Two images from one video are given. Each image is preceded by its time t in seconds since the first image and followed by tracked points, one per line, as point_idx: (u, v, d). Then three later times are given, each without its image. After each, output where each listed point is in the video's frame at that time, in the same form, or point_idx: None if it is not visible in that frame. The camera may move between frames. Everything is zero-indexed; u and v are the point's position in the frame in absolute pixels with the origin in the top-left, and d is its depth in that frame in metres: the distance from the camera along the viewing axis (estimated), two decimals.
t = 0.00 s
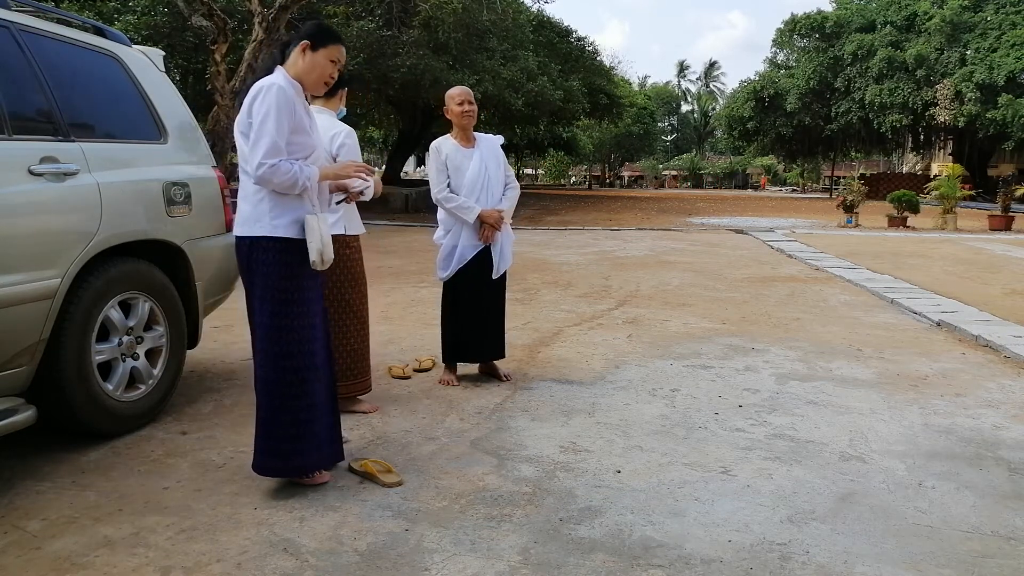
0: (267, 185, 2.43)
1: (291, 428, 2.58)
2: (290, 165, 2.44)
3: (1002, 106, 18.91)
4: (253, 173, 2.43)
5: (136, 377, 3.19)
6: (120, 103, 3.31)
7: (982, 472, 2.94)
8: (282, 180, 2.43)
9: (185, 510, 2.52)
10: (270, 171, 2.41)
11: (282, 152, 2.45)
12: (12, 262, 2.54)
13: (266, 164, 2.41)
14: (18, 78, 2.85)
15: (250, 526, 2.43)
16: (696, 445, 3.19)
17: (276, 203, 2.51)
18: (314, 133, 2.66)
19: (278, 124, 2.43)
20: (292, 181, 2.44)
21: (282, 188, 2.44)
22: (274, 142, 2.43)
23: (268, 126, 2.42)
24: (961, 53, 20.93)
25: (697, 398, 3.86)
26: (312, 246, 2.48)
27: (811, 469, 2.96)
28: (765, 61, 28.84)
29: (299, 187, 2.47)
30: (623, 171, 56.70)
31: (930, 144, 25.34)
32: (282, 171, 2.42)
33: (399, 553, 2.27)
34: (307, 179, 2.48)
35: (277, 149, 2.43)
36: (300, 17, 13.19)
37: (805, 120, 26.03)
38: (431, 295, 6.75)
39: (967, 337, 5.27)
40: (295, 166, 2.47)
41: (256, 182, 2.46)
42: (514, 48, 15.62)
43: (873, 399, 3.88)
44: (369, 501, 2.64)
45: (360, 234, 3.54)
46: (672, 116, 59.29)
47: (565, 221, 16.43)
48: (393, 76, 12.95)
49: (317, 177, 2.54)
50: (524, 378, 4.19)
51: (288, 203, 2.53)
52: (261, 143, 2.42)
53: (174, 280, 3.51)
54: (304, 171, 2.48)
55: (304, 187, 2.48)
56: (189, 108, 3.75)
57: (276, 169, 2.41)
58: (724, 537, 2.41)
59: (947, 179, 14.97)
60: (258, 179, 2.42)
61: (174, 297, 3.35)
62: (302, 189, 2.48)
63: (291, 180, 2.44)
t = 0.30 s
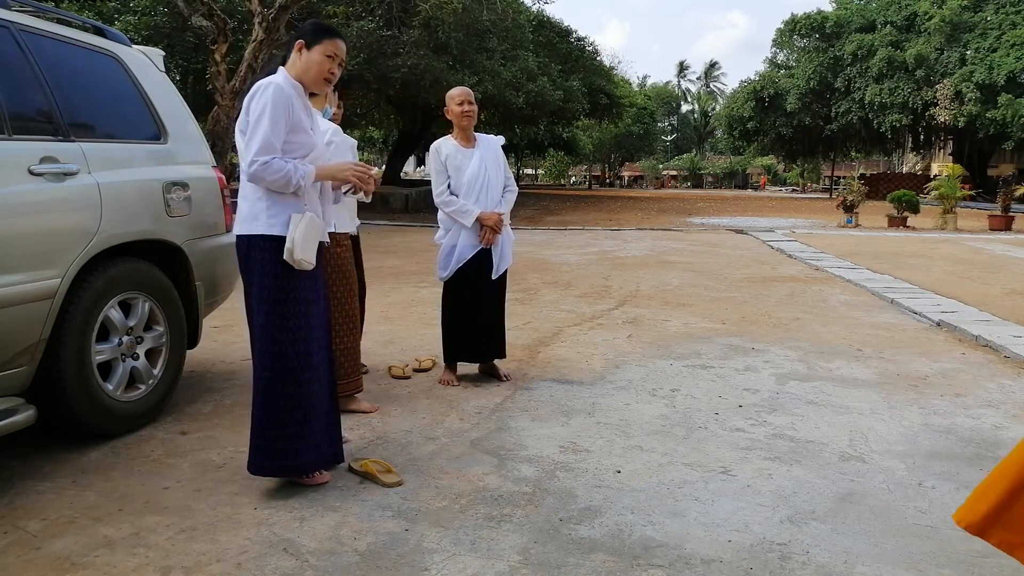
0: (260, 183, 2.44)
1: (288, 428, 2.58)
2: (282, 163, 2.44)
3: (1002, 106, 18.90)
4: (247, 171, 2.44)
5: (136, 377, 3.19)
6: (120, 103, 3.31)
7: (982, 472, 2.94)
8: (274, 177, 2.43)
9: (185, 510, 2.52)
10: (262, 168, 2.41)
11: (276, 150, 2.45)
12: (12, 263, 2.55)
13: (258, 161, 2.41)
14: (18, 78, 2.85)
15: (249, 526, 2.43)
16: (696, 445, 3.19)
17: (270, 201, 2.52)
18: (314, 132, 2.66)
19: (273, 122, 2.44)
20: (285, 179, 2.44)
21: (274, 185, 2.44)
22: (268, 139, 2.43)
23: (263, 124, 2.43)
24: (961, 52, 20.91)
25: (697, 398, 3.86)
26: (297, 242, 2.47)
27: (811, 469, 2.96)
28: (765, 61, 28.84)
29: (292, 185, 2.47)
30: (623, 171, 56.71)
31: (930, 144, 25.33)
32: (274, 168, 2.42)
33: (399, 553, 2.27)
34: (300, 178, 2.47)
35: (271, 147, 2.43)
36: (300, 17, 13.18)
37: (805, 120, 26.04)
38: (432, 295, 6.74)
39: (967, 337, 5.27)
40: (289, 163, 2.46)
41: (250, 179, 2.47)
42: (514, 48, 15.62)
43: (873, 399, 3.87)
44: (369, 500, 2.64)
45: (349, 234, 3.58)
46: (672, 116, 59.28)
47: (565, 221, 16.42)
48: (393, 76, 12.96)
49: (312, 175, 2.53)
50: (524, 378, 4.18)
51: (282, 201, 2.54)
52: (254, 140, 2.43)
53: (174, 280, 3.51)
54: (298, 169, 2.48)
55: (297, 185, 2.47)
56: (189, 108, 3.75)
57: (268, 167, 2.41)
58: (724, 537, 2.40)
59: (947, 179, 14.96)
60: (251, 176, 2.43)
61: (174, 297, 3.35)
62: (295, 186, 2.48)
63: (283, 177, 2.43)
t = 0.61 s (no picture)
0: (258, 181, 2.44)
1: (287, 428, 2.58)
2: (280, 161, 2.44)
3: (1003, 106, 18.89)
4: (244, 170, 2.44)
5: (136, 377, 3.19)
6: (120, 103, 3.31)
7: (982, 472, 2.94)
8: (271, 176, 2.42)
9: (185, 510, 2.52)
10: (258, 166, 2.41)
11: (274, 149, 2.45)
12: (12, 263, 2.55)
13: (255, 159, 2.41)
14: (18, 78, 2.85)
15: (249, 526, 2.43)
16: (696, 445, 3.20)
17: (268, 199, 2.52)
18: (314, 132, 2.66)
19: (271, 121, 2.44)
20: (281, 177, 2.44)
21: (271, 184, 2.44)
22: (266, 138, 2.43)
23: (261, 122, 2.43)
24: (961, 53, 20.91)
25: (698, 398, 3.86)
26: (293, 240, 2.46)
27: (811, 469, 2.96)
28: (765, 61, 28.84)
29: (290, 184, 2.47)
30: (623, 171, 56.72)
31: (930, 144, 25.33)
32: (271, 166, 2.42)
33: (399, 553, 2.27)
34: (298, 177, 2.47)
35: (268, 145, 2.43)
36: (299, 17, 13.18)
37: (805, 120, 26.03)
38: (431, 295, 6.74)
39: (967, 337, 5.27)
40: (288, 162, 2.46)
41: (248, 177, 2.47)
42: (514, 49, 15.62)
43: (873, 399, 3.87)
44: (369, 500, 2.64)
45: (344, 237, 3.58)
46: (672, 116, 59.27)
47: (565, 221, 16.42)
48: (393, 76, 12.95)
49: (310, 174, 2.52)
50: (524, 378, 4.19)
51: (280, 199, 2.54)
52: (252, 139, 2.43)
53: (174, 280, 3.51)
54: (296, 168, 2.48)
55: (295, 184, 2.47)
56: (189, 108, 3.75)
57: (266, 165, 2.41)
58: (724, 537, 2.40)
59: (947, 179, 14.96)
60: (248, 174, 2.43)
61: (174, 297, 3.35)
62: (293, 185, 2.47)
63: (281, 176, 2.43)
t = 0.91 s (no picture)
0: (259, 181, 2.44)
1: (287, 429, 2.58)
2: (281, 162, 2.44)
3: (1002, 106, 18.89)
4: (245, 170, 2.44)
5: (136, 377, 3.19)
6: (120, 103, 3.31)
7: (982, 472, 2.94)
8: (272, 176, 2.42)
9: (185, 510, 2.52)
10: (259, 166, 2.40)
11: (274, 149, 2.45)
12: (12, 263, 2.55)
13: (256, 159, 2.41)
14: (18, 78, 2.85)
15: (249, 526, 2.43)
16: (696, 445, 3.20)
17: (269, 200, 2.52)
18: (313, 131, 2.67)
19: (272, 121, 2.44)
20: (282, 177, 2.44)
21: (272, 184, 2.44)
22: (267, 138, 2.43)
23: (262, 123, 2.43)
24: (961, 52, 20.91)
25: (697, 398, 3.86)
26: (293, 240, 2.46)
27: (811, 469, 2.96)
28: (765, 61, 28.84)
29: (290, 184, 2.47)
30: (623, 171, 56.73)
31: (930, 144, 25.34)
32: (272, 167, 2.42)
33: (399, 553, 2.27)
34: (299, 177, 2.47)
35: (269, 146, 2.43)
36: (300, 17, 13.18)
37: (805, 120, 26.04)
38: (431, 295, 6.74)
39: (967, 337, 5.27)
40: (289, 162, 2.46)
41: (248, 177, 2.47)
42: (514, 49, 15.63)
43: (873, 398, 3.88)
44: (369, 501, 2.64)
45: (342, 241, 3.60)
46: (672, 117, 59.28)
47: (565, 221, 16.42)
48: (393, 76, 12.96)
49: (310, 174, 2.52)
50: (524, 378, 4.18)
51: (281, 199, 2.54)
52: (252, 139, 2.43)
53: (174, 281, 3.51)
54: (297, 168, 2.48)
55: (295, 184, 2.48)
56: (189, 108, 3.75)
57: (267, 165, 2.41)
58: (724, 537, 2.40)
59: (947, 179, 14.96)
60: (249, 174, 2.43)
61: (174, 297, 3.35)
62: (294, 185, 2.47)
63: (282, 177, 2.43)
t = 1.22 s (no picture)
0: (258, 181, 2.44)
1: (286, 428, 2.58)
2: (281, 161, 2.44)
3: (1002, 106, 18.90)
4: (245, 170, 2.44)
5: (136, 377, 3.20)
6: (120, 103, 3.31)
7: (982, 472, 2.94)
8: (272, 175, 2.42)
9: (185, 510, 2.52)
10: (258, 166, 2.40)
11: (273, 148, 2.45)
12: (12, 263, 2.55)
13: (255, 158, 2.41)
14: (17, 77, 2.85)
15: (249, 526, 2.42)
16: (696, 445, 3.20)
17: (270, 199, 2.52)
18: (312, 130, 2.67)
19: (270, 121, 2.44)
20: (282, 176, 2.44)
21: (272, 183, 2.44)
22: (266, 138, 2.43)
23: (260, 122, 2.43)
24: (961, 53, 20.91)
25: (697, 398, 3.86)
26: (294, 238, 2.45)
27: (811, 469, 2.96)
28: (765, 61, 28.83)
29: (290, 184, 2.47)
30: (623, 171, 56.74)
31: (930, 144, 25.34)
32: (271, 166, 2.42)
33: (399, 553, 2.27)
34: (299, 175, 2.47)
35: (267, 145, 2.43)
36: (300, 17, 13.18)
37: (805, 120, 26.05)
38: (432, 295, 6.74)
39: (967, 337, 5.27)
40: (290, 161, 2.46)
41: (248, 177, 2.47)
42: (514, 49, 15.63)
43: (873, 399, 3.87)
44: (369, 501, 2.64)
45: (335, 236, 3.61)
46: (672, 117, 59.29)
47: (565, 221, 16.41)
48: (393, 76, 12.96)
49: (311, 173, 2.53)
50: (524, 378, 4.18)
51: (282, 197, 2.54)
52: (251, 139, 2.43)
53: (174, 281, 3.51)
54: (298, 167, 2.48)
55: (295, 183, 2.47)
56: (189, 108, 3.75)
57: (266, 165, 2.41)
58: (724, 537, 2.41)
59: (947, 179, 14.96)
60: (249, 174, 2.43)
61: (174, 297, 3.35)
62: (295, 184, 2.48)
63: (281, 176, 2.43)
